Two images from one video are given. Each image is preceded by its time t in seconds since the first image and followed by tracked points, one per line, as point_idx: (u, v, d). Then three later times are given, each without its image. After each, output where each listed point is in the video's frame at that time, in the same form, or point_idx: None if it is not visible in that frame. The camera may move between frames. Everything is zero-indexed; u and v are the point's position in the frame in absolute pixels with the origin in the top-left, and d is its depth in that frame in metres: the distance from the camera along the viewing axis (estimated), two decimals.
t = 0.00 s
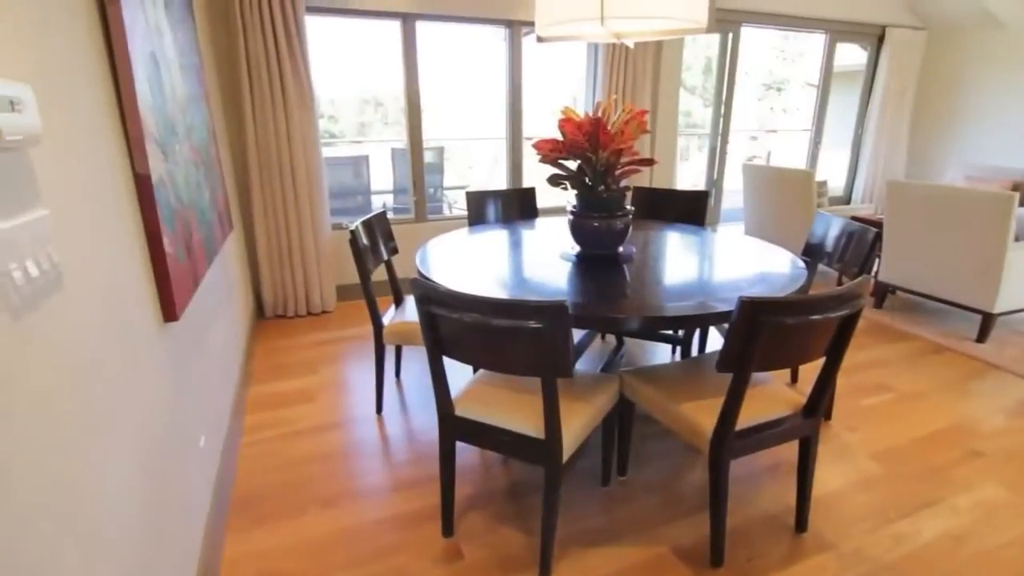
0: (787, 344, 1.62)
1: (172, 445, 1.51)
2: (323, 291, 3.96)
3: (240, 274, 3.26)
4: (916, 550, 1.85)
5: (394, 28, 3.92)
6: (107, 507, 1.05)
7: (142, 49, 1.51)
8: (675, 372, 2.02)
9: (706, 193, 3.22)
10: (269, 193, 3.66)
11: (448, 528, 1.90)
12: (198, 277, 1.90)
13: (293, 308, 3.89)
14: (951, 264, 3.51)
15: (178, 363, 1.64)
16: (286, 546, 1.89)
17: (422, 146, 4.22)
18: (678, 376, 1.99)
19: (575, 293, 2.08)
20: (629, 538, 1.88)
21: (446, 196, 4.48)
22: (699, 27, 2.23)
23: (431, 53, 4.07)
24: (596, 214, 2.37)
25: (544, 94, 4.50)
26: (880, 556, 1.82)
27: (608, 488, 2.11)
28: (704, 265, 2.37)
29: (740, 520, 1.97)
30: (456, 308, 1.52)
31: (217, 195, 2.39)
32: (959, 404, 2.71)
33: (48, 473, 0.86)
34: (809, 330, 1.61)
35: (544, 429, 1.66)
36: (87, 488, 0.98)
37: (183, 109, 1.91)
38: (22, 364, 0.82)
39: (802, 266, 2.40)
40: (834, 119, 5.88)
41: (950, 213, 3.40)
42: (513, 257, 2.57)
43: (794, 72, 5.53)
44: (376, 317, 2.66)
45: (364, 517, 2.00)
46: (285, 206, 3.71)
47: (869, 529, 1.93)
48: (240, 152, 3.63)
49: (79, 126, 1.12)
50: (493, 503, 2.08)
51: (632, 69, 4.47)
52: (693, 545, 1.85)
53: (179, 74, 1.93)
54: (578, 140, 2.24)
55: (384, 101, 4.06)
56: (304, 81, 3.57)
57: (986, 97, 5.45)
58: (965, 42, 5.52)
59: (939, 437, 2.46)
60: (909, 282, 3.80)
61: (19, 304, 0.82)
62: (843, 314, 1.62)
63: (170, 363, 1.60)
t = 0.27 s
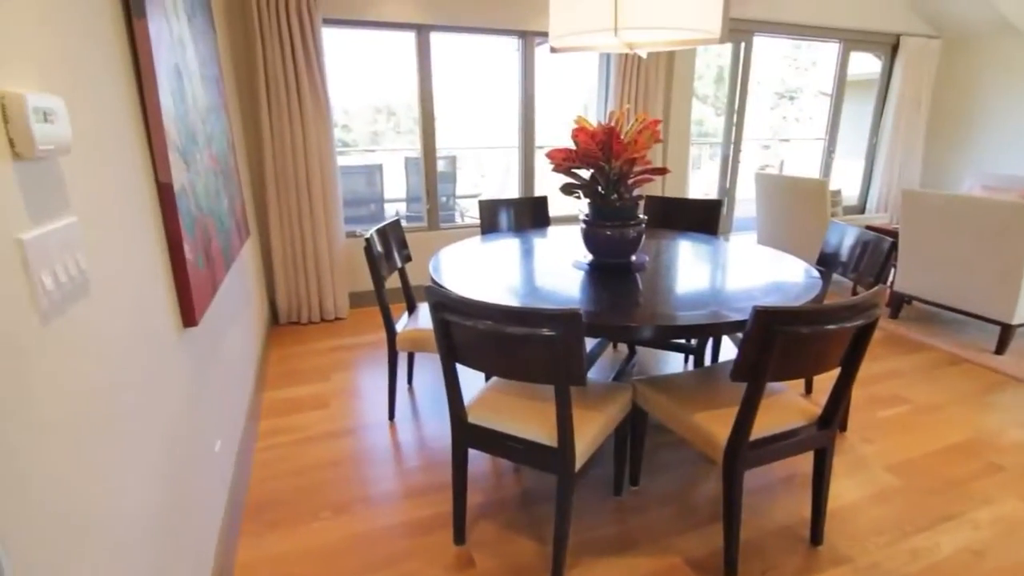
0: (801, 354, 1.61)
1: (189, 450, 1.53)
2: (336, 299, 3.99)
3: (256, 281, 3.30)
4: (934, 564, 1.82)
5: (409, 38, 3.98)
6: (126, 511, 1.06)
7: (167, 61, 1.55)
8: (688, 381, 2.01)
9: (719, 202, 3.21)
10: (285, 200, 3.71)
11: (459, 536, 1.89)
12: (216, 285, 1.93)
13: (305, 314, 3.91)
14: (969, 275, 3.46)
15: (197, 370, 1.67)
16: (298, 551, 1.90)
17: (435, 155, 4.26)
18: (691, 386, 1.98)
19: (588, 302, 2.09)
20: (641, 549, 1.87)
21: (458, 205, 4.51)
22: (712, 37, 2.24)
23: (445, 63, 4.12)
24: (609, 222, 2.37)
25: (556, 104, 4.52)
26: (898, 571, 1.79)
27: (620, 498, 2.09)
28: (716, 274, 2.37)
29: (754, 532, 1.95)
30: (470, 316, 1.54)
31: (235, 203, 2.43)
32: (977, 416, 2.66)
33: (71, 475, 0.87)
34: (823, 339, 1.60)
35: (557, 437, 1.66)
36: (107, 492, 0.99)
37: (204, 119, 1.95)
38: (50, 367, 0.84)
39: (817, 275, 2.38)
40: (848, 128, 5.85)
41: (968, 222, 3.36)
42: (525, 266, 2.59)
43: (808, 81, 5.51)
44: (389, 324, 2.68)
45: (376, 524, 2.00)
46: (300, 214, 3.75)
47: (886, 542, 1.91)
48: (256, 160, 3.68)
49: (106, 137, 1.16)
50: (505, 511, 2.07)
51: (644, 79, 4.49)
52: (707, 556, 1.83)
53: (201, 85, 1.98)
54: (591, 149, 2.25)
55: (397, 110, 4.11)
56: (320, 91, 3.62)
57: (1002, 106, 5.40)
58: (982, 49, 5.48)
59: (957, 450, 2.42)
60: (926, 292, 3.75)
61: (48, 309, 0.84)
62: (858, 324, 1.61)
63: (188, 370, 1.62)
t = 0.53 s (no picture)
0: (817, 365, 1.60)
1: (206, 455, 1.55)
2: (350, 306, 4.03)
3: (272, 287, 3.34)
4: None
5: (424, 49, 4.03)
6: (146, 514, 1.08)
7: (191, 72, 1.59)
8: (702, 391, 2.00)
9: (732, 211, 3.21)
10: (301, 208, 3.76)
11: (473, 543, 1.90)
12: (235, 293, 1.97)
13: (319, 321, 3.95)
14: (989, 286, 3.41)
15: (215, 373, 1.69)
16: (313, 556, 1.91)
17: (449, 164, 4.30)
18: (705, 395, 1.97)
19: (600, 310, 2.09)
20: (656, 560, 1.86)
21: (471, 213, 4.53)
22: (727, 47, 2.25)
23: (459, 73, 4.16)
24: (622, 231, 2.38)
25: (569, 113, 4.55)
26: None
27: (634, 508, 2.09)
28: (730, 284, 2.36)
29: (769, 543, 1.94)
30: (485, 324, 1.55)
31: (252, 210, 2.47)
32: (999, 430, 2.62)
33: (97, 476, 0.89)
34: (839, 350, 1.59)
35: (570, 446, 1.66)
36: (129, 494, 1.01)
37: (225, 131, 1.99)
38: (78, 368, 0.86)
39: (832, 285, 2.37)
40: (862, 137, 5.81)
41: (987, 232, 3.31)
42: (538, 274, 2.60)
43: (822, 90, 5.50)
44: (403, 332, 2.70)
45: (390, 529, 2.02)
46: (316, 221, 3.80)
47: (905, 556, 1.88)
48: (273, 168, 3.74)
49: (134, 147, 1.19)
50: (517, 520, 2.07)
51: (657, 89, 4.51)
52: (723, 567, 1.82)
53: (223, 96, 2.02)
54: (605, 158, 2.25)
55: (410, 119, 4.15)
56: (337, 101, 3.68)
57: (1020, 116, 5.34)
58: (1000, 58, 5.43)
59: (979, 464, 2.38)
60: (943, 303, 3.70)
61: (77, 312, 0.87)
62: (876, 334, 1.60)
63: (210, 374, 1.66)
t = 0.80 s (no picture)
0: (837, 377, 1.58)
1: (228, 459, 1.57)
2: (367, 314, 4.07)
3: (291, 295, 3.39)
4: None
5: (443, 62, 4.09)
6: (173, 515, 1.10)
7: (219, 85, 1.63)
8: (720, 402, 1.99)
9: (749, 222, 3.19)
10: (320, 217, 3.81)
11: (487, 553, 1.90)
12: (257, 300, 2.00)
13: (337, 329, 4.00)
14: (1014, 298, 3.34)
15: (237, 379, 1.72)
16: (328, 563, 1.93)
17: (466, 174, 4.34)
18: (723, 407, 1.96)
19: (617, 320, 2.09)
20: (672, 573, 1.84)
21: (487, 223, 4.57)
22: (744, 58, 2.26)
23: (477, 85, 4.21)
24: (638, 242, 2.38)
25: (585, 124, 4.57)
26: None
27: (650, 520, 2.07)
28: (748, 295, 2.35)
29: (787, 559, 1.91)
30: (502, 333, 1.56)
31: (274, 219, 2.51)
32: None
33: (128, 478, 0.92)
34: (860, 362, 1.57)
35: (587, 456, 1.66)
36: (157, 496, 1.03)
37: (249, 141, 2.04)
38: (113, 372, 0.89)
39: (852, 297, 2.34)
40: (881, 148, 5.76)
41: (1012, 244, 3.25)
42: (555, 284, 2.61)
43: (840, 100, 5.46)
44: (420, 340, 2.72)
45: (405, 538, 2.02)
46: (335, 231, 3.85)
47: None
48: (294, 178, 3.81)
49: (165, 158, 1.22)
50: (532, 530, 2.07)
51: (674, 100, 4.51)
52: None
53: (248, 108, 2.07)
54: (623, 169, 2.26)
55: (427, 130, 4.21)
56: (357, 113, 3.74)
57: None
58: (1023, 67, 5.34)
59: (1006, 482, 2.32)
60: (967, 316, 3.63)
61: (112, 317, 0.89)
62: (898, 347, 1.58)
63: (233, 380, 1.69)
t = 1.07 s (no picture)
0: (857, 387, 1.56)
1: (248, 463, 1.60)
2: (382, 320, 4.10)
3: (308, 301, 3.43)
4: None
5: (458, 71, 4.14)
6: (197, 517, 1.12)
7: (243, 95, 1.67)
8: (737, 412, 1.98)
9: (766, 230, 3.17)
10: (337, 224, 3.86)
11: (502, 560, 1.90)
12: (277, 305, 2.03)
13: (352, 335, 4.03)
14: None
15: (257, 383, 1.74)
16: (343, 568, 1.94)
17: (481, 182, 4.37)
18: (739, 417, 1.95)
19: (632, 328, 2.09)
20: None
21: (501, 231, 4.59)
22: (761, 67, 2.26)
23: (492, 94, 4.25)
24: (654, 250, 2.38)
25: (599, 132, 4.59)
26: None
27: (665, 530, 2.06)
28: (764, 304, 2.33)
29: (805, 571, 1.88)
30: (519, 339, 1.57)
31: (294, 225, 2.56)
32: None
33: (157, 479, 0.94)
34: (880, 373, 1.55)
35: (603, 464, 1.66)
36: (182, 497, 1.05)
37: (271, 149, 2.07)
38: (143, 376, 0.91)
39: (870, 307, 2.31)
40: (900, 157, 5.69)
41: None
42: (569, 292, 2.62)
43: (857, 108, 5.42)
44: (435, 347, 2.73)
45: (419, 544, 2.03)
46: (351, 237, 3.89)
47: None
48: (311, 186, 3.86)
49: (192, 166, 1.25)
50: (547, 538, 2.07)
51: (689, 108, 4.51)
52: None
53: (270, 117, 2.11)
54: (638, 178, 2.26)
55: (442, 138, 4.24)
56: (374, 121, 3.79)
57: None
58: None
59: None
60: (989, 327, 3.57)
61: (142, 321, 0.92)
62: (918, 357, 1.57)
63: (254, 383, 1.71)
